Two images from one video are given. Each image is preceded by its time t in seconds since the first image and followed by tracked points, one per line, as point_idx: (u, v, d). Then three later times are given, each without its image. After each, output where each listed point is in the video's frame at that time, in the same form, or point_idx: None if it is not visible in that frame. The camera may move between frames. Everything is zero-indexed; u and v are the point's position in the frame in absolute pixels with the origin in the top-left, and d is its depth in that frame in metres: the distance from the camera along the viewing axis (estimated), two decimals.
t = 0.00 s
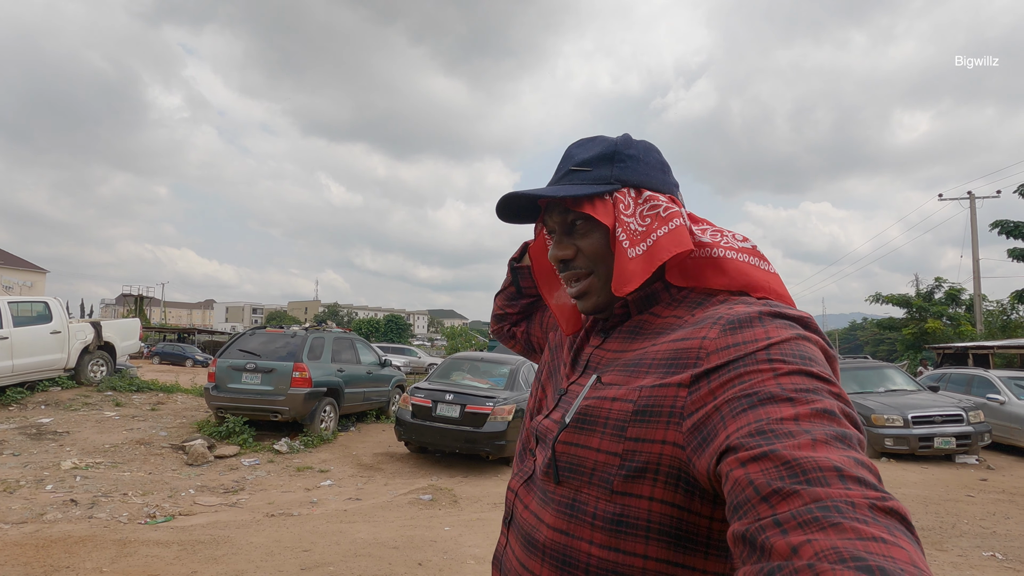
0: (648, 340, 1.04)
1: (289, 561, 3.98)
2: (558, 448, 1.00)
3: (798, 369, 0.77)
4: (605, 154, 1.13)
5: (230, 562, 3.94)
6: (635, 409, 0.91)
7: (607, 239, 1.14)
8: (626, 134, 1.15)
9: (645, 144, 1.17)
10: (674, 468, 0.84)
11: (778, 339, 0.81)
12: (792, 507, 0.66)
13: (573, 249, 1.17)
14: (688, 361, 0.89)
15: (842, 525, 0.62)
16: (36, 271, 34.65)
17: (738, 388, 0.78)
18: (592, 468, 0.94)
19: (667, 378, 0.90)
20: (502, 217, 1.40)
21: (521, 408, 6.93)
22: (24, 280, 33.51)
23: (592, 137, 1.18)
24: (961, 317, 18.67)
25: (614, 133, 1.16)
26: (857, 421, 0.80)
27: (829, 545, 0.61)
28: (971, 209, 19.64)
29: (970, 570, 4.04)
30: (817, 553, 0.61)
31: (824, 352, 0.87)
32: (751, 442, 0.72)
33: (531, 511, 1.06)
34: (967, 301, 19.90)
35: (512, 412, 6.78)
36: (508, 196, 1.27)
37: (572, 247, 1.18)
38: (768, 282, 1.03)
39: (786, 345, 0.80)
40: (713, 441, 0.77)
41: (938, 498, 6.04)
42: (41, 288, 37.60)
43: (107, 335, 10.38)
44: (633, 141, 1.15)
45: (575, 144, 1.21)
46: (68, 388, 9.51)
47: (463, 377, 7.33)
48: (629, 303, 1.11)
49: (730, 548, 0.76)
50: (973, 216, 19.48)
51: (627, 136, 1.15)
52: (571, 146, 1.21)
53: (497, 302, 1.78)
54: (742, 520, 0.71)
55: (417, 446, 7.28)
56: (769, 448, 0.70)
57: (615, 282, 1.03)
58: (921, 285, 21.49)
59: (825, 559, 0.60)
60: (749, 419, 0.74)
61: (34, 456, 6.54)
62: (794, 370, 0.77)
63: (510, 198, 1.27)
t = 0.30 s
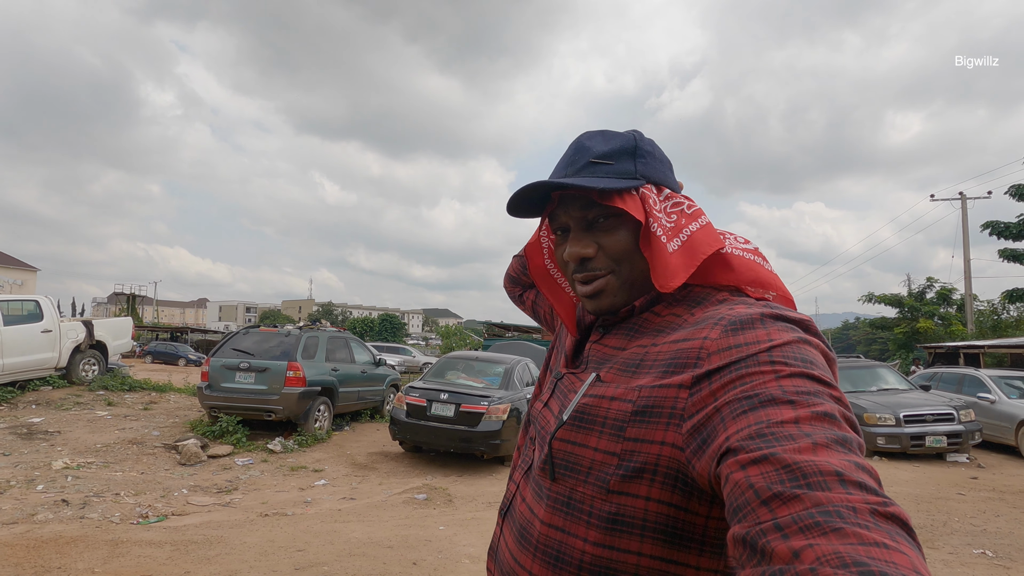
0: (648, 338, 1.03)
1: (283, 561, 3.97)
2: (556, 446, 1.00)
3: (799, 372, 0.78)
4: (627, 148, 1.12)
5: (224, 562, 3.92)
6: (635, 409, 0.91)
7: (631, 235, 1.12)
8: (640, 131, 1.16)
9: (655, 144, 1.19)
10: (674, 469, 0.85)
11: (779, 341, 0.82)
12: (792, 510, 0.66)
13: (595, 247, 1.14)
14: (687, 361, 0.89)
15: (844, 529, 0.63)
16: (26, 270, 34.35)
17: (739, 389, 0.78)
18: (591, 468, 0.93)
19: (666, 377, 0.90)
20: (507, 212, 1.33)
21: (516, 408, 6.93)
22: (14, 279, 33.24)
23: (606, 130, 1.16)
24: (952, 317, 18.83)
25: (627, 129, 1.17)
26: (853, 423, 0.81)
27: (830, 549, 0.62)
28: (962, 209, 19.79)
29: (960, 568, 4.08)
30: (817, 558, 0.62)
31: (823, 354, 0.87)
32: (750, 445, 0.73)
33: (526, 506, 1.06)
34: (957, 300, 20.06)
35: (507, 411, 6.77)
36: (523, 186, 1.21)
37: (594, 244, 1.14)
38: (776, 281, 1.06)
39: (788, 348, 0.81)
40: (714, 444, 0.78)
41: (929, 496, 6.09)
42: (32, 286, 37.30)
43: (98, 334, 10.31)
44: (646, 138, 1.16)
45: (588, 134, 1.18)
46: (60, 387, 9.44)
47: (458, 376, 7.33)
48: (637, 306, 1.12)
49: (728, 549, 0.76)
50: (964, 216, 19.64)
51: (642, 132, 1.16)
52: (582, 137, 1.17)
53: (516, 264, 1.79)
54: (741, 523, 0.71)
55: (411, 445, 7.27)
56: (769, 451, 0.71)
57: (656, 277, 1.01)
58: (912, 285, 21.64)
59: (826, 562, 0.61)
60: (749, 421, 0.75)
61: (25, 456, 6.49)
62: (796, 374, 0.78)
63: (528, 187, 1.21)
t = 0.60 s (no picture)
0: (652, 342, 1.02)
1: (276, 562, 3.94)
2: (558, 450, 0.98)
3: (804, 375, 0.77)
4: (647, 145, 1.12)
5: (216, 563, 3.89)
6: (639, 414, 0.89)
7: (645, 233, 1.12)
8: (660, 130, 1.16)
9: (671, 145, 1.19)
10: (680, 473, 0.84)
11: (784, 344, 0.81)
12: (791, 517, 0.65)
13: (607, 240, 1.13)
14: (691, 364, 0.88)
15: (842, 536, 0.62)
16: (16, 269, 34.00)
17: (743, 392, 0.77)
18: (594, 473, 0.92)
19: (671, 381, 0.88)
20: (518, 198, 1.30)
21: (510, 407, 6.92)
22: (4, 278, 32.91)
23: (625, 124, 1.15)
24: (943, 317, 18.98)
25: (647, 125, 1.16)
26: (856, 427, 0.80)
27: (829, 556, 0.60)
28: (953, 210, 19.94)
29: (951, 565, 4.11)
30: (817, 564, 0.61)
31: (827, 358, 0.86)
32: (751, 449, 0.72)
33: (528, 511, 1.05)
34: (948, 300, 20.23)
35: (501, 410, 6.76)
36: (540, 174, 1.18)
37: (607, 237, 1.13)
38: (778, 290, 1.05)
39: (793, 351, 0.80)
40: (716, 449, 0.77)
41: (920, 494, 6.13)
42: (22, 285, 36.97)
43: (89, 334, 10.21)
44: (665, 138, 1.16)
45: (607, 125, 1.16)
46: (50, 387, 9.34)
47: (452, 376, 7.31)
48: (638, 305, 1.10)
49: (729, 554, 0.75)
50: (955, 216, 19.79)
51: (661, 132, 1.16)
52: (601, 128, 1.16)
53: (497, 271, 1.74)
54: (741, 528, 0.71)
55: (405, 445, 7.24)
56: (768, 456, 0.70)
57: (667, 277, 1.01)
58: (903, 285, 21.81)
59: (826, 571, 0.60)
60: (752, 425, 0.74)
61: (14, 457, 6.42)
62: (801, 377, 0.76)
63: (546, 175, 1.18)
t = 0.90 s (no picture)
0: (658, 344, 1.02)
1: (270, 562, 3.92)
2: (562, 453, 0.98)
3: (813, 379, 0.76)
4: (640, 146, 1.11)
5: (210, 563, 3.86)
6: (645, 417, 0.89)
7: (646, 236, 1.11)
8: (649, 129, 1.15)
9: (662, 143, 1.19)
10: (687, 477, 0.84)
11: (793, 346, 0.80)
12: (799, 523, 0.65)
13: (608, 247, 1.12)
14: (698, 367, 0.87)
15: (852, 544, 0.61)
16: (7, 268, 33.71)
17: (751, 394, 0.77)
18: (600, 476, 0.92)
19: (677, 383, 0.88)
20: (514, 212, 1.30)
21: (505, 407, 6.91)
22: None
23: (614, 126, 1.14)
24: (936, 316, 19.10)
25: (637, 125, 1.15)
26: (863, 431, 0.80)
27: (838, 564, 0.60)
28: (946, 210, 20.05)
29: (944, 563, 4.13)
30: (825, 571, 0.60)
31: (834, 361, 0.86)
32: (758, 453, 0.71)
33: (530, 513, 1.04)
34: (940, 300, 20.34)
35: (496, 410, 6.75)
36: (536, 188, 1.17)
37: (607, 244, 1.13)
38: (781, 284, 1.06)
39: (802, 354, 0.80)
40: (724, 453, 0.76)
41: (913, 493, 6.16)
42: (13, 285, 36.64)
43: (82, 333, 10.13)
44: (655, 135, 1.16)
45: (597, 129, 1.16)
46: (41, 387, 9.27)
47: (447, 375, 7.29)
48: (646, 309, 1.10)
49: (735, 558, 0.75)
50: (947, 217, 19.91)
51: (650, 130, 1.15)
52: (590, 133, 1.15)
53: (497, 267, 1.73)
54: (748, 532, 0.70)
55: (400, 445, 7.22)
56: (775, 460, 0.69)
57: (672, 282, 1.00)
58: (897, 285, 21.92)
59: None
60: (760, 428, 0.73)
61: (6, 457, 6.36)
62: (810, 381, 0.76)
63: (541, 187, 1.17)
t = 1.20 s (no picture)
0: (656, 344, 1.02)
1: (266, 562, 3.91)
2: (561, 456, 0.97)
3: (811, 380, 0.76)
4: (641, 145, 1.11)
5: (205, 563, 3.85)
6: (645, 420, 0.89)
7: (641, 236, 1.11)
8: (654, 128, 1.15)
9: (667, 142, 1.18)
10: (686, 479, 0.84)
11: (790, 346, 0.81)
12: (797, 524, 0.65)
13: (602, 246, 1.13)
14: (696, 367, 0.87)
15: (850, 545, 0.61)
16: None
17: (747, 395, 0.77)
18: (599, 478, 0.92)
19: (676, 384, 0.88)
20: (511, 206, 1.30)
21: (501, 407, 6.91)
22: None
23: (618, 123, 1.14)
24: (929, 316, 19.20)
25: (641, 123, 1.15)
26: (861, 432, 0.80)
27: (835, 565, 0.60)
28: (940, 210, 20.16)
29: (937, 562, 4.15)
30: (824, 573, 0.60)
31: (832, 361, 0.86)
32: (756, 454, 0.71)
33: (530, 515, 1.04)
34: (934, 300, 20.44)
35: (492, 409, 6.75)
36: (532, 182, 1.17)
37: (602, 243, 1.13)
38: (777, 290, 1.05)
39: (799, 354, 0.79)
40: (721, 453, 0.76)
41: (906, 492, 6.18)
42: (6, 284, 36.38)
43: (75, 333, 10.08)
44: (659, 134, 1.15)
45: (600, 126, 1.16)
46: (35, 387, 9.21)
47: (443, 375, 7.28)
48: (641, 309, 1.10)
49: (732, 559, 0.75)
50: (941, 217, 20.02)
51: (655, 129, 1.15)
52: (593, 129, 1.15)
53: (487, 272, 1.72)
54: (746, 534, 0.70)
55: (396, 445, 7.21)
56: (773, 461, 0.69)
57: (663, 281, 1.00)
58: (891, 285, 22.02)
59: None
60: (757, 428, 0.73)
61: None
62: (807, 381, 0.76)
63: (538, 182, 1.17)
